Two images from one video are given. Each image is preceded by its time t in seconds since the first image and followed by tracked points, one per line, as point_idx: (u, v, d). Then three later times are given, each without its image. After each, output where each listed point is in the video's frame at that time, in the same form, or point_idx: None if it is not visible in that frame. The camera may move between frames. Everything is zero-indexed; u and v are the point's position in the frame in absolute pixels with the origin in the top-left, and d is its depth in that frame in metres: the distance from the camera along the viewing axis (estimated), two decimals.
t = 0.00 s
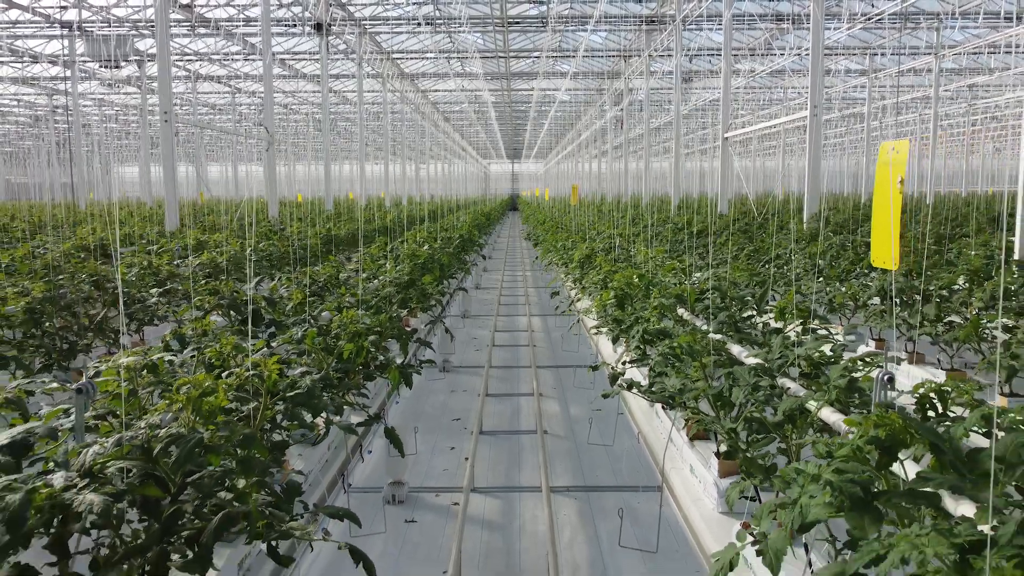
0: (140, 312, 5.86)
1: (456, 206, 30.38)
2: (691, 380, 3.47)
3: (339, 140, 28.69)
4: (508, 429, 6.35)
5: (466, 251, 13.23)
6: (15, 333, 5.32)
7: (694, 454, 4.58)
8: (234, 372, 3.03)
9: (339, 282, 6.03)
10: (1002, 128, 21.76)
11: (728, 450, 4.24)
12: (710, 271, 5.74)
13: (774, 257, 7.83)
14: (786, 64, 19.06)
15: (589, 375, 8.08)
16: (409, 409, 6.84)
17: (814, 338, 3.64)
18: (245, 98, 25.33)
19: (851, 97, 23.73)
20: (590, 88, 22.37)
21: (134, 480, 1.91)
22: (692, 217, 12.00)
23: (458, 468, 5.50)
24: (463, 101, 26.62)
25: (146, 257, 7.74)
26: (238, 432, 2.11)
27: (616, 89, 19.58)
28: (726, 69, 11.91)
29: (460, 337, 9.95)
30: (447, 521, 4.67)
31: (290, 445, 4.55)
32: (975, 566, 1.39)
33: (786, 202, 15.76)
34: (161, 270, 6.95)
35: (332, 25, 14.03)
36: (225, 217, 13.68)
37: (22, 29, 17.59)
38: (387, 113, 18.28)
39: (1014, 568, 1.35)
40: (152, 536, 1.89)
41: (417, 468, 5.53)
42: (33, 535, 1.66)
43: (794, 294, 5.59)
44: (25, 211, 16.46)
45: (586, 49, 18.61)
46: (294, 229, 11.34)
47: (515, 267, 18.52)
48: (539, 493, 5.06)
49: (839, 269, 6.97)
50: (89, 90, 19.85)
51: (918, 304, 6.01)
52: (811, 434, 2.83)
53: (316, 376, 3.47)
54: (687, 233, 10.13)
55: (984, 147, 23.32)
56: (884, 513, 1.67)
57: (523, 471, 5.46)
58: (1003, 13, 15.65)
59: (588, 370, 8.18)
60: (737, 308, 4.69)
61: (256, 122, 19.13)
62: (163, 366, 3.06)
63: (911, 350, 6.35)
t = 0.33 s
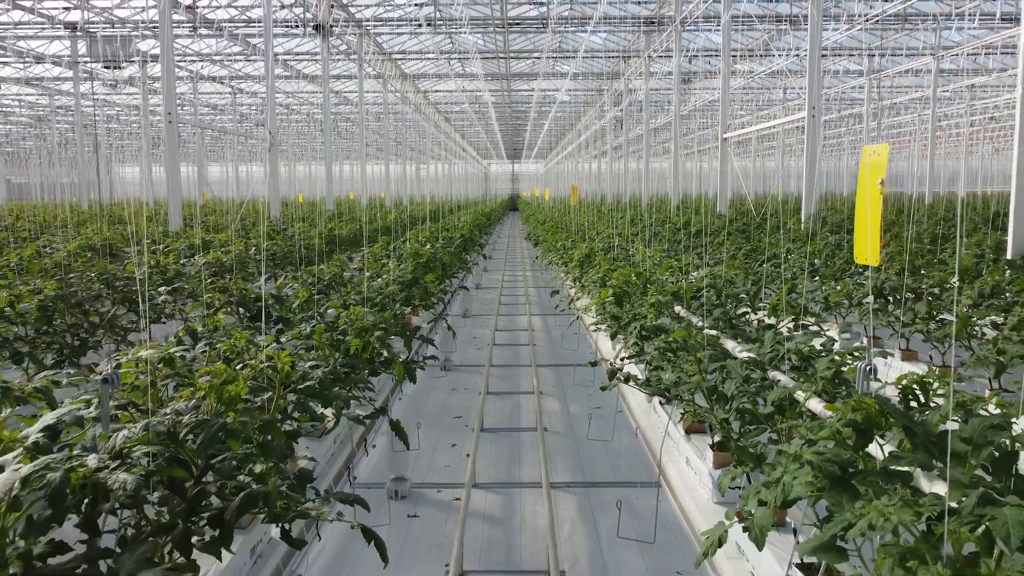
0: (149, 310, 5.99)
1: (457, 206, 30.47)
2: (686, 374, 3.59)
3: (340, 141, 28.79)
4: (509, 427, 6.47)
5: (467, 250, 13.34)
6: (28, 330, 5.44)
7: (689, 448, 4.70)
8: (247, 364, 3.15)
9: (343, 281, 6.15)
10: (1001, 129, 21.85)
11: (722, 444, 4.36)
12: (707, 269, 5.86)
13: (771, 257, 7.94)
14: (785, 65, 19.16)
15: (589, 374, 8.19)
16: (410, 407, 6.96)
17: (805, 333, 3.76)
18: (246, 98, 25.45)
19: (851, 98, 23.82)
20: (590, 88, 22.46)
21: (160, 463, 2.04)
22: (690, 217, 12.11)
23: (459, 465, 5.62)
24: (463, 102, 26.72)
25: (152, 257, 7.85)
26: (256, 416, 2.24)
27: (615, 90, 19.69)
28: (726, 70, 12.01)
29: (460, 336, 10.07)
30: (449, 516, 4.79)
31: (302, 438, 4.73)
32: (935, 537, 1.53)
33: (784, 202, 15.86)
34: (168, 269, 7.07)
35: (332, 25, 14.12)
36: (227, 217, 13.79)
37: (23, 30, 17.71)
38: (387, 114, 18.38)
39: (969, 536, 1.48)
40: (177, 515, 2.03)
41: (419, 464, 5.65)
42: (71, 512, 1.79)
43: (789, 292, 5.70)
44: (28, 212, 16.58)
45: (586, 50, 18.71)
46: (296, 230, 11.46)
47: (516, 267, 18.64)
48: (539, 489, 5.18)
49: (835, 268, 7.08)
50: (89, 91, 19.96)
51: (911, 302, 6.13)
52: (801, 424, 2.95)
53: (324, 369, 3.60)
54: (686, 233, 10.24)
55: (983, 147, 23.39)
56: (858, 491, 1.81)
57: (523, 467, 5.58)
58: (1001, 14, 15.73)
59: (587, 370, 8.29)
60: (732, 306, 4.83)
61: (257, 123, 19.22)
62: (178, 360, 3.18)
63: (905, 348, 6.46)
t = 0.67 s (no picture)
0: (157, 307, 6.12)
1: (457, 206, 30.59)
2: (681, 367, 3.73)
3: (340, 141, 28.88)
4: (509, 425, 6.59)
5: (468, 250, 13.46)
6: (41, 326, 5.57)
7: (685, 440, 4.84)
8: (260, 357, 3.28)
9: (347, 278, 6.28)
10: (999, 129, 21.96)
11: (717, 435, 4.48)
12: (702, 268, 6.00)
13: (767, 256, 8.05)
14: (784, 67, 19.27)
15: (588, 372, 8.33)
16: (412, 405, 7.10)
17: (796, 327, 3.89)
18: (247, 99, 25.58)
19: (849, 99, 23.95)
20: (590, 89, 22.59)
21: (186, 444, 2.18)
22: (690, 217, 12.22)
23: (461, 461, 5.76)
24: (464, 103, 26.84)
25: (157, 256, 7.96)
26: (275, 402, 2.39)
27: (615, 91, 19.81)
28: (724, 71, 12.10)
29: (461, 336, 10.20)
30: (451, 510, 4.90)
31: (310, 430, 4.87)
32: (901, 504, 1.68)
33: (782, 203, 15.97)
34: (174, 267, 7.19)
35: (334, 27, 14.26)
36: (229, 217, 13.90)
37: (25, 31, 17.87)
38: (388, 115, 18.48)
39: (931, 501, 1.63)
40: (201, 493, 2.17)
41: (421, 461, 5.78)
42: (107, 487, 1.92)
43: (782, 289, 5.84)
44: (31, 212, 16.69)
45: (586, 51, 18.84)
46: (298, 229, 11.57)
47: (516, 267, 18.76)
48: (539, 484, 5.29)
49: (830, 266, 7.20)
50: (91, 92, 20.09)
51: (904, 299, 6.25)
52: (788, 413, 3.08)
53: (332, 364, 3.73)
54: (684, 233, 10.36)
55: (981, 148, 23.50)
56: (835, 466, 1.95)
57: (524, 463, 5.71)
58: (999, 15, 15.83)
59: (586, 368, 8.41)
60: (726, 303, 4.98)
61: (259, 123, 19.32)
62: (195, 352, 3.32)
63: (898, 346, 6.58)
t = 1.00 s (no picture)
0: (166, 304, 6.27)
1: (458, 206, 30.69)
2: (675, 358, 3.87)
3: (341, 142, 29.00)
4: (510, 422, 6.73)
5: (469, 249, 13.61)
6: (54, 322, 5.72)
7: (680, 434, 4.97)
8: (272, 348, 3.43)
9: (352, 275, 6.44)
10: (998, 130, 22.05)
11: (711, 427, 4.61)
12: (698, 266, 6.16)
13: (763, 255, 8.17)
14: (783, 67, 19.40)
15: (588, 371, 8.47)
16: (414, 402, 7.25)
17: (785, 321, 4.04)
18: (248, 99, 25.73)
19: (849, 99, 24.08)
20: (591, 90, 22.71)
21: (206, 426, 2.32)
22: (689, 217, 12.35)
23: (462, 457, 5.89)
24: (464, 103, 26.96)
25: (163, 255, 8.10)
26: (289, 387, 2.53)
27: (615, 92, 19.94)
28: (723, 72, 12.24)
29: (463, 334, 10.34)
30: (453, 504, 5.02)
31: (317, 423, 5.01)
32: (872, 477, 1.82)
33: (780, 203, 16.11)
34: (181, 265, 7.34)
35: (335, 27, 14.39)
36: (231, 218, 14.04)
37: (28, 31, 17.99)
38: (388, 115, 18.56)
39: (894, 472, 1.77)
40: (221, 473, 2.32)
41: (423, 456, 5.91)
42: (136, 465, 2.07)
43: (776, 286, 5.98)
44: (36, 211, 16.87)
45: (587, 52, 18.97)
46: (300, 229, 11.71)
47: (516, 266, 18.89)
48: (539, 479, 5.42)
49: (825, 264, 7.34)
50: (93, 92, 20.23)
51: (895, 297, 6.39)
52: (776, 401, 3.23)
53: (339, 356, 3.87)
54: (683, 232, 10.49)
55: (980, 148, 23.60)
56: (812, 444, 2.10)
57: (524, 459, 5.83)
58: (996, 16, 15.96)
59: (586, 367, 8.56)
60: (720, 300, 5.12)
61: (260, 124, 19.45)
62: (210, 344, 3.48)
63: (891, 343, 6.72)
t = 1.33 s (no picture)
0: (175, 300, 6.42)
1: (459, 206, 30.82)
2: (670, 349, 4.03)
3: (342, 142, 29.13)
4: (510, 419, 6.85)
5: (470, 248, 13.76)
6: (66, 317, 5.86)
7: (676, 426, 5.10)
8: (283, 340, 3.58)
9: (356, 273, 6.59)
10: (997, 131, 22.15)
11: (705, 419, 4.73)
12: (691, 264, 6.34)
13: (758, 253, 8.33)
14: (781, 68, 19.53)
15: (587, 369, 8.61)
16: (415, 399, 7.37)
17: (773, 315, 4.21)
18: (249, 100, 25.89)
19: (848, 100, 24.21)
20: (590, 91, 22.83)
21: (225, 410, 2.47)
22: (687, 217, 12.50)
23: (463, 452, 5.99)
24: (465, 104, 27.10)
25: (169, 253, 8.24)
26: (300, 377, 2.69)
27: (615, 92, 20.09)
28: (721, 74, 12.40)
29: (463, 333, 10.48)
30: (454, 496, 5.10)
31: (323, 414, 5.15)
32: (843, 450, 1.96)
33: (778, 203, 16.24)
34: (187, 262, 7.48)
35: (337, 29, 14.54)
36: (234, 217, 14.17)
37: (29, 31, 18.10)
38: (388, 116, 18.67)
39: (860, 447, 1.93)
40: (239, 454, 2.48)
41: (425, 451, 6.02)
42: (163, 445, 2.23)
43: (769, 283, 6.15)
44: (40, 211, 17.01)
45: (587, 53, 19.12)
46: (303, 228, 11.83)
47: (517, 266, 19.02)
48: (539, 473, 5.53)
49: (818, 262, 7.51)
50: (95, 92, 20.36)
51: (886, 294, 6.56)
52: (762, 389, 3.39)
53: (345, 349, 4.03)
54: (681, 231, 10.64)
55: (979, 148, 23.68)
56: (788, 425, 2.26)
57: (524, 455, 5.93)
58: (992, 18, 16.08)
59: (585, 366, 8.70)
60: (713, 297, 5.29)
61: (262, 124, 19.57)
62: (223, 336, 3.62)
63: (882, 339, 6.88)
